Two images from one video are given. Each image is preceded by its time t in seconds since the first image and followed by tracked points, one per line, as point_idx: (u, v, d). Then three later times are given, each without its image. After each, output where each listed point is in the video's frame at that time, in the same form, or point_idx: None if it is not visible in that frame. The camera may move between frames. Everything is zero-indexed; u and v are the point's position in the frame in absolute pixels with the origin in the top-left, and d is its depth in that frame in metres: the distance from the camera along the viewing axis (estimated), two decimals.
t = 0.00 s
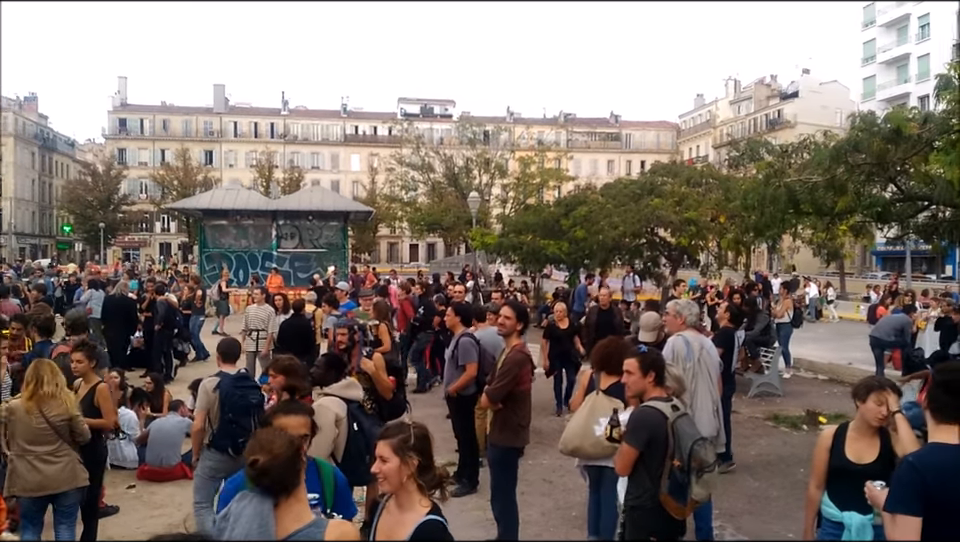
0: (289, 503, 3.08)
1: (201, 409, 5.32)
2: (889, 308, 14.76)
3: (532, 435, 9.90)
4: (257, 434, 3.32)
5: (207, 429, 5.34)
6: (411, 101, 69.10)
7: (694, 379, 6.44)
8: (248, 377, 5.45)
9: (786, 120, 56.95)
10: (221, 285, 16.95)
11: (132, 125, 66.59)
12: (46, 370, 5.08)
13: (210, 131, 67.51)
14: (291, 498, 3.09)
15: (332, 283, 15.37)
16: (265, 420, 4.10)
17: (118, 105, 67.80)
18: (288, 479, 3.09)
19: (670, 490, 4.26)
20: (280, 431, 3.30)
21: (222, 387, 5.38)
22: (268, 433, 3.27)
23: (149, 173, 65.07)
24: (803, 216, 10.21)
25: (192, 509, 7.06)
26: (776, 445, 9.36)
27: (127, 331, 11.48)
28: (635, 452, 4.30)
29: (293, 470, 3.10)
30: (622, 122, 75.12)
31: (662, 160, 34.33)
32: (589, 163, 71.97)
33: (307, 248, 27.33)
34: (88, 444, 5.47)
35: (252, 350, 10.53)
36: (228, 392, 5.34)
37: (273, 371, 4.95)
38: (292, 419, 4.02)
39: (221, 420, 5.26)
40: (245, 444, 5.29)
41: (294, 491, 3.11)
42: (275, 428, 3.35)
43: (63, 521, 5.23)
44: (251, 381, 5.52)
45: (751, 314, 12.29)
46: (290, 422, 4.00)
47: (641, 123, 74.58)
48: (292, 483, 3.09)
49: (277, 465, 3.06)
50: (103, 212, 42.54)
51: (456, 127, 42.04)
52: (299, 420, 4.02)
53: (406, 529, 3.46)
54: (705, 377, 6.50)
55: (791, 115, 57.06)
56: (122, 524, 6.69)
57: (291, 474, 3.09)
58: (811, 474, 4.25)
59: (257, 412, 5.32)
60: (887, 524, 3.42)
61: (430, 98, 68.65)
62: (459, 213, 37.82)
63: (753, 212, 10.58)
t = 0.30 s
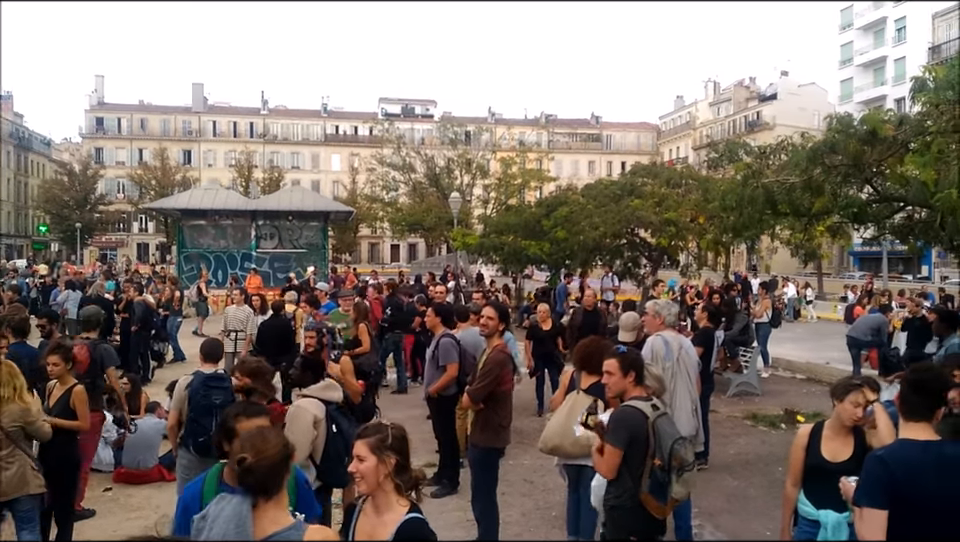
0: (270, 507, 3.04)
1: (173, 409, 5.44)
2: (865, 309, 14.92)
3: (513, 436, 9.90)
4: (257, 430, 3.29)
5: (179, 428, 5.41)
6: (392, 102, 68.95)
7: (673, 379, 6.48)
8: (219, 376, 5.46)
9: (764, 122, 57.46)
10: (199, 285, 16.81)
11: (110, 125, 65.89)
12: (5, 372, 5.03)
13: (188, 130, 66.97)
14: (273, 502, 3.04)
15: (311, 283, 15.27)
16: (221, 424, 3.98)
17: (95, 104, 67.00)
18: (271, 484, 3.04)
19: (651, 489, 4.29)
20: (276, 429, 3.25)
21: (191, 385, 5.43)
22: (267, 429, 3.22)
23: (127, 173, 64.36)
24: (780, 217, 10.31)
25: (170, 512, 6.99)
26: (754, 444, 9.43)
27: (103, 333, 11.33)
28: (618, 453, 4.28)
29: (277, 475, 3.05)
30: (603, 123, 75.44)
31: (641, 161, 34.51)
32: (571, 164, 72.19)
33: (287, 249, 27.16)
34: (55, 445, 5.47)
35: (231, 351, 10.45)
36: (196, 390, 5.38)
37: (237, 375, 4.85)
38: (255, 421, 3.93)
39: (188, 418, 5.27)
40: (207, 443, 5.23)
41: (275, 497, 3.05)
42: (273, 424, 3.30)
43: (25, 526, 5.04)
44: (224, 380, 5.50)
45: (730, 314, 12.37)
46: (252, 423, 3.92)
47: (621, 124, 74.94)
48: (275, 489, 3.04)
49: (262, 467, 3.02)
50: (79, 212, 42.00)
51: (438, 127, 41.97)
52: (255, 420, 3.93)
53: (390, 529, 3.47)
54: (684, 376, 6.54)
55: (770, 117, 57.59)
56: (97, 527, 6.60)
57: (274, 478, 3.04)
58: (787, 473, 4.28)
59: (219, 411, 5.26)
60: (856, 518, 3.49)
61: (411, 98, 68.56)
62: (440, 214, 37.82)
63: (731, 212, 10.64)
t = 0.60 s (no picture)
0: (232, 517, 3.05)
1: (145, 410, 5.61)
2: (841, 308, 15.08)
3: (493, 436, 9.91)
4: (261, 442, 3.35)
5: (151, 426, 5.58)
6: (372, 101, 68.78)
7: (651, 378, 6.51)
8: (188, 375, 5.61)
9: (742, 124, 57.93)
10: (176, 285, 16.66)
11: (86, 123, 65.07)
12: None
13: (165, 129, 66.32)
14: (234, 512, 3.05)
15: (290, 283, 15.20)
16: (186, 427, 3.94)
17: (71, 103, 66.15)
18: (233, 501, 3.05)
19: (633, 487, 4.34)
20: (269, 445, 3.25)
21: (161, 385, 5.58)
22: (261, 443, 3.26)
23: (103, 173, 63.58)
24: (757, 217, 10.40)
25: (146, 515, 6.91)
26: (732, 443, 9.50)
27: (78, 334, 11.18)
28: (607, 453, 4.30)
29: (245, 494, 3.04)
30: (583, 124, 75.73)
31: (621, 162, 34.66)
32: (551, 164, 72.34)
33: (265, 249, 26.98)
34: (31, 448, 5.41)
35: (208, 352, 10.35)
36: (163, 390, 5.52)
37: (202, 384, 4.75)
38: (223, 423, 3.89)
39: (154, 418, 5.44)
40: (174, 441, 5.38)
41: (236, 507, 3.05)
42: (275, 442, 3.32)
43: None
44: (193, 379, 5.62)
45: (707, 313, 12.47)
46: (221, 425, 3.87)
47: (601, 125, 75.24)
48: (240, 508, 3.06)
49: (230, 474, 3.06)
50: (54, 212, 41.43)
51: (418, 127, 41.88)
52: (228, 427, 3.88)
53: (360, 529, 3.49)
54: (662, 376, 6.58)
55: (748, 118, 58.11)
56: (71, 530, 6.51)
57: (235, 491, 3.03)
58: (763, 472, 4.32)
59: (183, 411, 5.39)
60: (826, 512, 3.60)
61: (392, 98, 68.46)
62: (420, 214, 37.86)
63: (709, 213, 10.71)
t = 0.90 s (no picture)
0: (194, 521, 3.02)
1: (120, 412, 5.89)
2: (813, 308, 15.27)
3: (469, 436, 9.91)
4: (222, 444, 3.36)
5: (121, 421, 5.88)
6: (348, 101, 68.53)
7: (626, 378, 6.54)
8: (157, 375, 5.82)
9: (718, 126, 58.48)
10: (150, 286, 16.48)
11: (57, 122, 64.02)
12: None
13: (138, 128, 65.47)
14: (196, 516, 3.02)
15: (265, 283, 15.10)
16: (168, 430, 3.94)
17: (41, 101, 65.03)
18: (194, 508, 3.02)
19: (612, 487, 4.38)
20: (232, 447, 3.25)
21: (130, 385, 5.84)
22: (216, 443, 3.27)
23: (75, 172, 62.56)
24: (730, 218, 10.49)
25: (119, 518, 6.81)
26: (706, 441, 9.58)
27: (48, 335, 11.03)
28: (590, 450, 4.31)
29: (207, 496, 3.02)
30: (560, 125, 75.99)
31: (597, 163, 34.79)
32: (529, 165, 72.44)
33: (240, 249, 26.76)
34: None
35: (182, 353, 10.24)
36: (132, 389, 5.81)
37: (152, 390, 4.41)
38: (196, 421, 3.87)
39: (127, 418, 5.68)
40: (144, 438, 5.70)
41: (198, 514, 3.02)
42: (233, 443, 3.33)
43: None
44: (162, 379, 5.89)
45: (682, 313, 12.55)
46: (196, 424, 3.85)
47: (578, 127, 75.53)
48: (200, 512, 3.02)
49: (188, 487, 3.01)
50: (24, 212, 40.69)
51: (395, 127, 41.76)
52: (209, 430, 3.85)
53: (332, 533, 3.48)
54: (637, 375, 6.62)
55: (723, 121, 58.69)
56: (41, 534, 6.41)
57: (193, 496, 3.00)
58: (737, 470, 4.36)
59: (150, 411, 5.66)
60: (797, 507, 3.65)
61: (369, 97, 68.28)
62: (397, 214, 38.12)
63: (683, 214, 10.80)
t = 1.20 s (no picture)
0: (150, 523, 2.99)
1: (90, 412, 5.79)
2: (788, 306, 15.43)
3: (447, 435, 9.89)
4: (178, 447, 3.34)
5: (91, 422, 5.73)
6: (326, 98, 68.13)
7: (603, 376, 6.57)
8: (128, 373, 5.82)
9: (695, 125, 58.86)
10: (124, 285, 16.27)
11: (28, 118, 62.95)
12: None
13: (112, 125, 64.59)
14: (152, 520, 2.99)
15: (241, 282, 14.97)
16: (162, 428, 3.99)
17: (12, 97, 63.94)
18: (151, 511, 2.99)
19: (590, 483, 4.40)
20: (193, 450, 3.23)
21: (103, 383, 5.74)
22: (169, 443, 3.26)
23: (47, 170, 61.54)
24: (706, 217, 10.56)
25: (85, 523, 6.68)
26: (683, 438, 9.65)
27: (19, 334, 10.85)
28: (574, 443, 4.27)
29: (168, 499, 2.99)
30: (538, 124, 76.11)
31: (575, 162, 34.88)
32: (507, 163, 72.41)
33: (216, 247, 26.51)
34: None
35: (157, 353, 10.12)
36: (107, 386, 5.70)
37: (107, 403, 4.17)
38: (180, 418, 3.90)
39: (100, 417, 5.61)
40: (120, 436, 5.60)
41: (158, 520, 2.99)
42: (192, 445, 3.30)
43: None
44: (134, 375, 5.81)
45: (659, 311, 12.61)
46: (180, 421, 3.87)
47: (556, 125, 75.69)
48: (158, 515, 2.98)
49: (148, 491, 2.98)
50: None
51: (373, 125, 41.56)
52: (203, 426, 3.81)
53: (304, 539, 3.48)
54: (613, 374, 6.64)
55: (700, 120, 59.10)
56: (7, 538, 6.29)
57: (150, 499, 2.98)
58: (714, 468, 4.38)
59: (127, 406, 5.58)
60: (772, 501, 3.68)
61: (346, 95, 67.95)
62: (375, 212, 37.99)
63: (660, 213, 10.85)
